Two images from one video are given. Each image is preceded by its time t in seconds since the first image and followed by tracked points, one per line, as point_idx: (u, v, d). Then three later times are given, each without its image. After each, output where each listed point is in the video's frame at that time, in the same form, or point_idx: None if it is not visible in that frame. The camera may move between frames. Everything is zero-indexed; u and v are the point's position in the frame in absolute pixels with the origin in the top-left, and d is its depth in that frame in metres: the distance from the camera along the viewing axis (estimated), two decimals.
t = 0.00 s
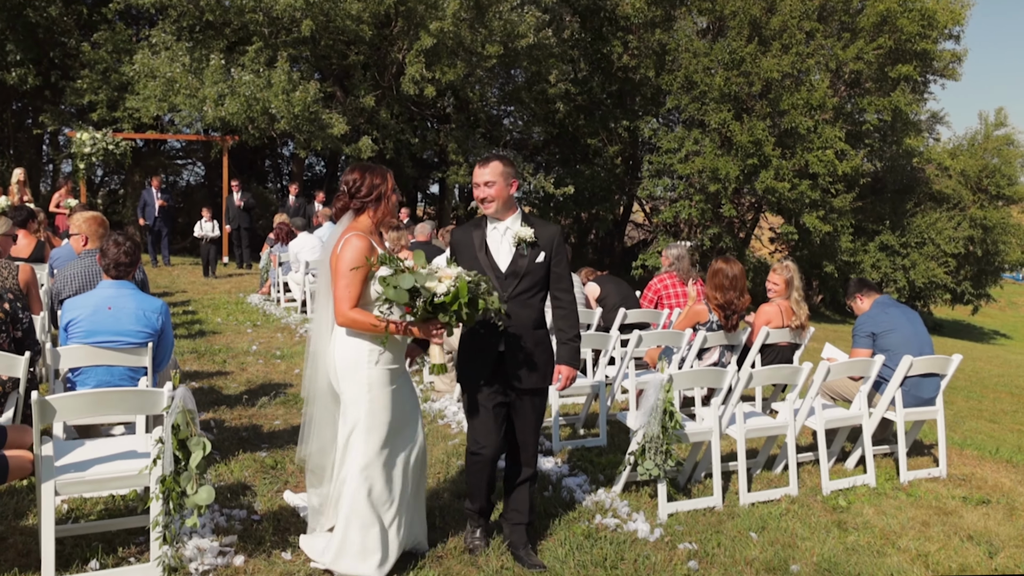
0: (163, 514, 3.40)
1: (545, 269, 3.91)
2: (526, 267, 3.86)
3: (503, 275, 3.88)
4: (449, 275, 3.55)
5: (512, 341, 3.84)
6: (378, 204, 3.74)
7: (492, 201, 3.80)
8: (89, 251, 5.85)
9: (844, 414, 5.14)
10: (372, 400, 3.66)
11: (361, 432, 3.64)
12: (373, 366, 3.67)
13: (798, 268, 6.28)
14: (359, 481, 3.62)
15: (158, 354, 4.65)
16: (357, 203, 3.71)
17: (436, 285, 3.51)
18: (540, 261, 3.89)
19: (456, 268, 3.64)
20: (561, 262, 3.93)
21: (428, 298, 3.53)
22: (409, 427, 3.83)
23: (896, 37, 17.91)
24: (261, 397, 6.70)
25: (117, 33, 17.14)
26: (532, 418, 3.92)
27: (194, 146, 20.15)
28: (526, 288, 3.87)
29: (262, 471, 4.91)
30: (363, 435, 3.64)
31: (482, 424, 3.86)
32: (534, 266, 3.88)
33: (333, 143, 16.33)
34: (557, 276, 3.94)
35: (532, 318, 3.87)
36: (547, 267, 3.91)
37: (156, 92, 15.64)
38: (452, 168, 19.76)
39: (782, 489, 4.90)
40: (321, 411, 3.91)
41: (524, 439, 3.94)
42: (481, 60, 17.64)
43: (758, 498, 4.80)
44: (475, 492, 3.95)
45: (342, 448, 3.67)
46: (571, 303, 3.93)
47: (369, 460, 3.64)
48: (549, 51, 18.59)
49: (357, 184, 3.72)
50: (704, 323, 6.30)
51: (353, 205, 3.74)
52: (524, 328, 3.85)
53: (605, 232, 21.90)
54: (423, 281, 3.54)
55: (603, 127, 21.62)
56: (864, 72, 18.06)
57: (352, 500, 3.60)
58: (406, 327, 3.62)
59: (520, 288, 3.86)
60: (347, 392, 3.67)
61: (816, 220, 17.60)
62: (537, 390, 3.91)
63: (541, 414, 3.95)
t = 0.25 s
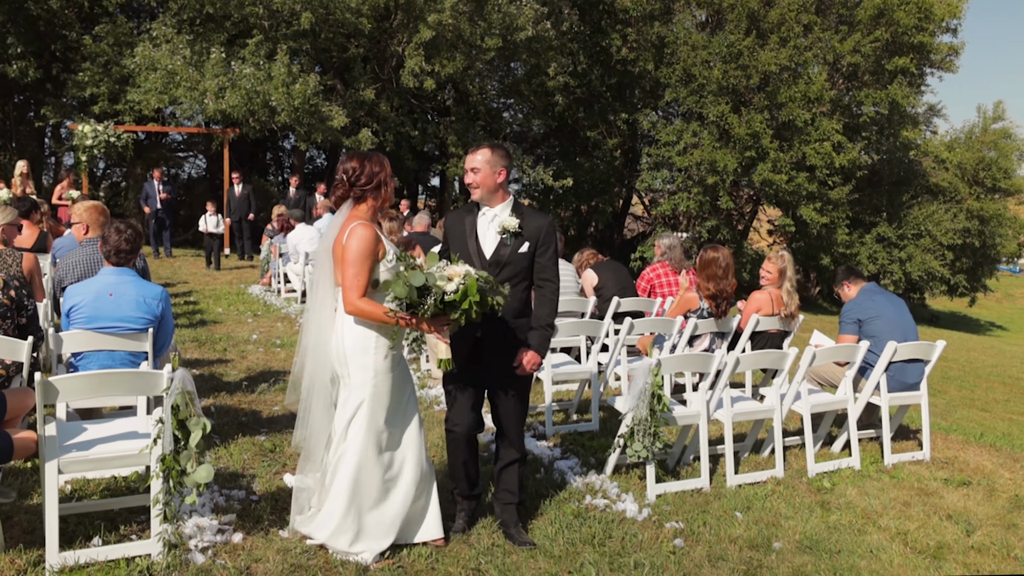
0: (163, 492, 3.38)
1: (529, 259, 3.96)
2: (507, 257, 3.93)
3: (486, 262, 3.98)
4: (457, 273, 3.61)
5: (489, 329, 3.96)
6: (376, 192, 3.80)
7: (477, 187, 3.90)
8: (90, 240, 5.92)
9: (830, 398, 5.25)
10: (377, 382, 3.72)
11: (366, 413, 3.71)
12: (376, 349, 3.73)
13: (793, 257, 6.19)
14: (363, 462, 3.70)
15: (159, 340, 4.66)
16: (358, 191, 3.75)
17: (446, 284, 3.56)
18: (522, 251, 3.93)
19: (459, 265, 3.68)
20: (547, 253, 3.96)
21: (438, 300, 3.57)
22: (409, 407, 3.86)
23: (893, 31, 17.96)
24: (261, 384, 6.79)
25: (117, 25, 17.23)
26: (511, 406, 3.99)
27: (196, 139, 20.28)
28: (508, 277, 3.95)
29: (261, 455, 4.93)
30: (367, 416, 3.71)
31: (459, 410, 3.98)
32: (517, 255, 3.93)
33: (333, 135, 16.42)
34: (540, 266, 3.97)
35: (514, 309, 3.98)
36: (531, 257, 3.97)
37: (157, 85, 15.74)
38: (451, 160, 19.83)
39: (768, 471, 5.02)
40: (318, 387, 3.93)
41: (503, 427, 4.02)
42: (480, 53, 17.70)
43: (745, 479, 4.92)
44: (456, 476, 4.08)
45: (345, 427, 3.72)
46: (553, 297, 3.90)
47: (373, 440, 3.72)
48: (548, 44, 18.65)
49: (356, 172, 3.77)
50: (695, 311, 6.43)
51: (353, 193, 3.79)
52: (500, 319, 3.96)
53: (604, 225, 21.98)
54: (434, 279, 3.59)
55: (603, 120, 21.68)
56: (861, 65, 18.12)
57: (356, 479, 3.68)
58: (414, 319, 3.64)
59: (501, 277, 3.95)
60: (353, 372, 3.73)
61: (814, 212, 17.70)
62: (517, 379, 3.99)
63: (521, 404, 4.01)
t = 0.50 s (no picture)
0: (162, 474, 3.42)
1: (501, 245, 3.86)
2: (477, 242, 3.84)
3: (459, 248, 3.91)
4: (457, 263, 3.55)
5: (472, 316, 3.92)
6: (385, 183, 3.76)
7: (455, 172, 3.86)
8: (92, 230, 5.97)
9: (820, 385, 5.32)
10: (393, 367, 3.75)
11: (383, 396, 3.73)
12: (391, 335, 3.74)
13: (789, 248, 6.21)
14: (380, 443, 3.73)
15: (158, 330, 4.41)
16: (367, 186, 3.71)
17: (445, 275, 3.50)
18: (494, 237, 3.85)
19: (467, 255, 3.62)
20: (518, 240, 3.86)
21: (438, 289, 3.53)
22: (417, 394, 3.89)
23: (893, 24, 17.96)
24: (262, 372, 6.86)
25: (121, 19, 17.34)
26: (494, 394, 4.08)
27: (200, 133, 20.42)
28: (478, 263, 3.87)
29: (259, 440, 5.01)
30: (383, 400, 3.73)
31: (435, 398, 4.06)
32: (487, 241, 3.84)
33: (335, 129, 16.50)
34: (512, 253, 3.86)
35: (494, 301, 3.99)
36: (502, 244, 3.86)
37: (160, 79, 15.83)
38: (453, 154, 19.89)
39: (758, 456, 5.11)
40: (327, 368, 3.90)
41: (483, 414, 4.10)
42: (481, 47, 17.75)
43: (735, 464, 5.00)
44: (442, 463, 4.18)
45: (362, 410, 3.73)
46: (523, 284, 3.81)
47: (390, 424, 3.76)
48: (549, 38, 18.70)
49: (363, 167, 3.71)
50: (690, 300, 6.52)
51: (362, 187, 3.74)
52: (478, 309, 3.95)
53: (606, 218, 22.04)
54: (431, 270, 3.54)
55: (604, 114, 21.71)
56: (862, 59, 18.15)
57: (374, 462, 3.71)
58: (420, 309, 3.66)
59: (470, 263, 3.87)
60: (368, 356, 3.73)
61: (813, 205, 17.74)
62: (500, 365, 4.05)
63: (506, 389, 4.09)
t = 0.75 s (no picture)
0: (158, 460, 3.47)
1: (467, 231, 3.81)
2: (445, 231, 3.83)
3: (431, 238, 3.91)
4: (455, 249, 3.54)
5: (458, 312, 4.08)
6: (388, 175, 3.72)
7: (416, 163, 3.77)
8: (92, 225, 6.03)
9: (813, 375, 5.37)
10: (399, 358, 3.80)
11: (387, 387, 3.78)
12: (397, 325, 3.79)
13: (783, 241, 6.24)
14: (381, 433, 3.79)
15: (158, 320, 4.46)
16: (370, 178, 3.67)
17: (442, 260, 3.50)
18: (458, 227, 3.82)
19: (468, 240, 3.62)
20: (485, 224, 3.81)
21: (435, 275, 3.52)
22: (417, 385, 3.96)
23: (896, 21, 17.95)
24: (263, 364, 6.91)
25: (127, 17, 17.47)
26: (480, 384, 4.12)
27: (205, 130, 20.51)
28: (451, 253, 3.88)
29: (258, 430, 5.08)
30: (386, 390, 3.78)
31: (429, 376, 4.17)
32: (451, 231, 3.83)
33: (339, 125, 16.57)
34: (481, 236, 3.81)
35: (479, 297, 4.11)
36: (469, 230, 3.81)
37: (165, 76, 15.95)
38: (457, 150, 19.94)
39: (751, 446, 5.16)
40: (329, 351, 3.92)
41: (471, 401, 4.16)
42: (484, 43, 17.79)
43: (728, 453, 5.05)
44: (432, 450, 4.26)
45: (366, 398, 3.77)
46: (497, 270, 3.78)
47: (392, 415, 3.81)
48: (552, 35, 18.73)
49: (366, 159, 3.65)
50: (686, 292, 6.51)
51: (366, 180, 3.70)
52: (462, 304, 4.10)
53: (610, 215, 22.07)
54: (429, 256, 3.54)
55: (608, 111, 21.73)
56: (865, 56, 18.14)
57: (375, 451, 3.77)
58: (420, 294, 3.68)
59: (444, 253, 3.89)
60: (374, 345, 3.78)
61: (816, 201, 17.76)
62: (489, 353, 4.13)
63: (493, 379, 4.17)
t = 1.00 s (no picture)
0: (152, 452, 3.54)
1: (444, 221, 4.04)
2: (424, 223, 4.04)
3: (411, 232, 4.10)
4: (444, 242, 3.63)
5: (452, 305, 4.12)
6: (374, 171, 3.76)
7: (392, 160, 3.97)
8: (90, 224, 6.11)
9: (806, 370, 5.39)
10: (387, 352, 3.85)
11: (375, 379, 3.84)
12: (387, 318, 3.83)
13: (778, 237, 6.26)
14: (368, 425, 3.86)
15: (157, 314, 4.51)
16: (357, 175, 3.71)
17: (432, 252, 3.58)
18: (436, 219, 4.03)
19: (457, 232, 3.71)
20: (460, 212, 4.06)
21: (424, 267, 3.59)
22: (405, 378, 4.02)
23: (903, 19, 17.85)
24: (263, 360, 6.97)
25: (135, 17, 17.65)
26: (474, 374, 4.19)
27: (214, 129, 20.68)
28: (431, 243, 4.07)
29: (255, 424, 5.15)
30: (374, 383, 3.84)
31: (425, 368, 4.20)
32: (431, 223, 4.04)
33: (345, 124, 16.65)
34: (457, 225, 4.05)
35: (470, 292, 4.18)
36: (446, 220, 4.04)
37: (173, 75, 16.09)
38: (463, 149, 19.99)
39: (744, 441, 5.18)
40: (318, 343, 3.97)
41: (465, 392, 4.21)
42: (489, 42, 17.83)
43: (721, 448, 5.08)
44: (424, 442, 4.31)
45: (354, 390, 3.82)
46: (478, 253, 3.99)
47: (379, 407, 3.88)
48: (559, 33, 18.75)
49: (352, 156, 3.69)
50: (683, 287, 6.44)
51: (353, 177, 3.72)
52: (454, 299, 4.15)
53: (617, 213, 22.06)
54: (419, 247, 3.61)
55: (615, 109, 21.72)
56: (871, 55, 18.09)
57: (358, 441, 3.83)
58: (410, 285, 3.73)
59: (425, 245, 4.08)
60: (363, 337, 3.84)
61: (822, 200, 17.68)
62: (480, 344, 4.19)
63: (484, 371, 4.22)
